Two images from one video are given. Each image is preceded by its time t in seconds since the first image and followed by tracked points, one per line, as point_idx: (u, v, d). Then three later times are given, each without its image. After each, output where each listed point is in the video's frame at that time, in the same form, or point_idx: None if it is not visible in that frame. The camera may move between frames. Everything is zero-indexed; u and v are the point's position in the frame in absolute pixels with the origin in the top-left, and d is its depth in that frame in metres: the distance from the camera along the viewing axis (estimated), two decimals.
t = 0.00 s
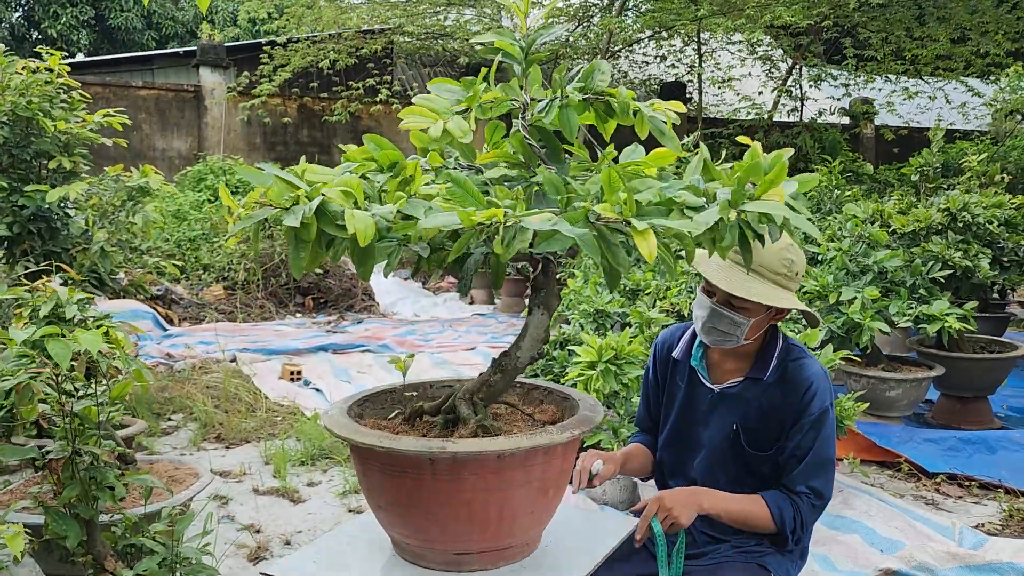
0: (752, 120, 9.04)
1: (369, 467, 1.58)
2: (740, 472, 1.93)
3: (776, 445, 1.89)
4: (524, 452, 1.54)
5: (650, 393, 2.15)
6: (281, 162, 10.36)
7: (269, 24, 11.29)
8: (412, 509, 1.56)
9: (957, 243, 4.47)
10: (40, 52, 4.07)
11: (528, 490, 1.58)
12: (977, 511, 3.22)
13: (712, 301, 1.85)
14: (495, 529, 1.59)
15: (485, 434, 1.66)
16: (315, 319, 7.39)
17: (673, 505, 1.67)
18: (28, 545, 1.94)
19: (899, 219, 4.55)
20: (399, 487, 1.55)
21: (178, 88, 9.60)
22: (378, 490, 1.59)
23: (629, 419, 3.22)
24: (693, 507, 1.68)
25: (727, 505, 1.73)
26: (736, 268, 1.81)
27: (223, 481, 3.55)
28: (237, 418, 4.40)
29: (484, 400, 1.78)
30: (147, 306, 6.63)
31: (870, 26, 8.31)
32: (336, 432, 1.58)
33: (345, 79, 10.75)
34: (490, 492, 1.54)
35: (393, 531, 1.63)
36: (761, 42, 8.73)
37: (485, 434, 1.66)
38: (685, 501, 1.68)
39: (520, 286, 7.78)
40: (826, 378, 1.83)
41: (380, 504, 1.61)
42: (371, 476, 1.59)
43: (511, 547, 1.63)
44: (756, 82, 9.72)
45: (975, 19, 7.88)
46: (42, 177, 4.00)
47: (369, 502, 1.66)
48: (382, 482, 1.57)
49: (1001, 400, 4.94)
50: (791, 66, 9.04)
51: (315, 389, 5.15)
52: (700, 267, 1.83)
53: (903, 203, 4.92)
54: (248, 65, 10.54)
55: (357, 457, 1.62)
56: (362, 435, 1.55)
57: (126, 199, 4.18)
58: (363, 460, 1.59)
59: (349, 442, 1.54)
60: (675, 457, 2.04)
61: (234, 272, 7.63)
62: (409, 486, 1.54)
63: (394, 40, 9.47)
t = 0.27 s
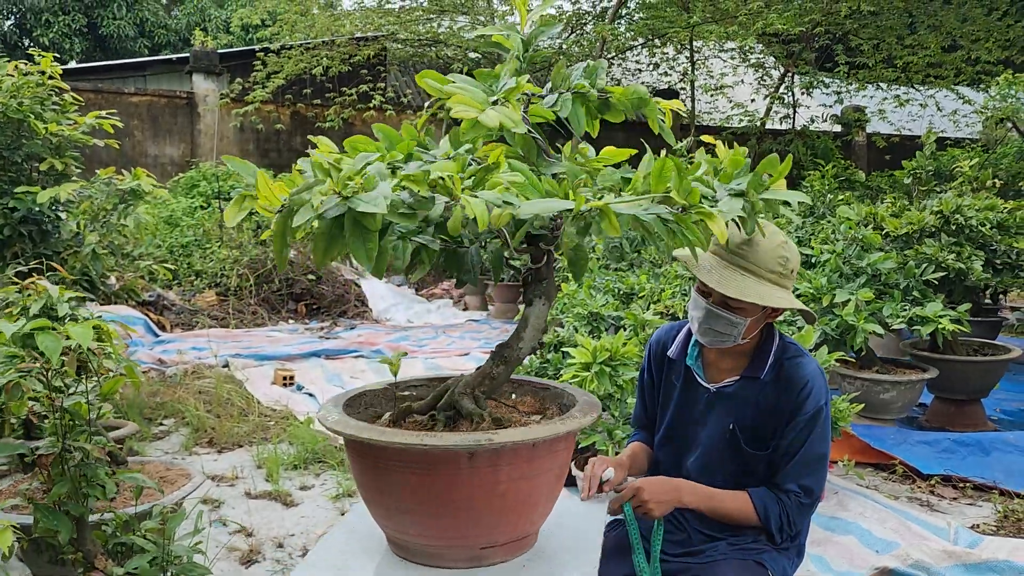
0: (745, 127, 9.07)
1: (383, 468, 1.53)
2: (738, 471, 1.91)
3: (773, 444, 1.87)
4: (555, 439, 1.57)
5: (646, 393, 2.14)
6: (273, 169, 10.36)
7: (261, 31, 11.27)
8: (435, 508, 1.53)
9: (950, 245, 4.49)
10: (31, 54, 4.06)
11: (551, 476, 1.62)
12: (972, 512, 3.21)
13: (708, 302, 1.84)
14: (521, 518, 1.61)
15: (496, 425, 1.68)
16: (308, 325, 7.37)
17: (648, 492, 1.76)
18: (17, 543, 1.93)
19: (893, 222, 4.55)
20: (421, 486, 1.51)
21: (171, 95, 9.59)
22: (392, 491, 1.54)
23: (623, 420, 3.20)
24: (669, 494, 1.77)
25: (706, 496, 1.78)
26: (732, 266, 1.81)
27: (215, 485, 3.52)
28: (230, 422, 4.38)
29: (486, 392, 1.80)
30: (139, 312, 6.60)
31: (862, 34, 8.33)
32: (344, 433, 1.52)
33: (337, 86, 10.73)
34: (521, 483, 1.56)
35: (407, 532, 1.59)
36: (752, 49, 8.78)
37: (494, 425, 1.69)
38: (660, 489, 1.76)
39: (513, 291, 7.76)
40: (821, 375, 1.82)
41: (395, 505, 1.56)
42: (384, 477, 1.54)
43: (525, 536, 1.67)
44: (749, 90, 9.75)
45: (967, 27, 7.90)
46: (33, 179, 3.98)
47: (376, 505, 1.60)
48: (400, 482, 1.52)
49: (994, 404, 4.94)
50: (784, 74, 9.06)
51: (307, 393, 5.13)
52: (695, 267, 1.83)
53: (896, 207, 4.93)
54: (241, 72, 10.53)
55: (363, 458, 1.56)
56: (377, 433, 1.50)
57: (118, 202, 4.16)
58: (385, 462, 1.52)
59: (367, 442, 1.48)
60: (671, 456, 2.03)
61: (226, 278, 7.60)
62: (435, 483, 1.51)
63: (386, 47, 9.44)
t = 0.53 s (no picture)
0: (740, 132, 9.10)
1: (415, 470, 1.50)
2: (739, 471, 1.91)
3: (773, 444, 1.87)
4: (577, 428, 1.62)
5: (644, 392, 2.13)
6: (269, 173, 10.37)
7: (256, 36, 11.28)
8: (471, 504, 1.53)
9: (946, 247, 4.50)
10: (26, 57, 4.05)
11: (568, 465, 1.67)
12: (969, 513, 3.22)
13: (707, 304, 1.83)
14: (543, 510, 1.64)
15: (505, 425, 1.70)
16: (304, 329, 7.35)
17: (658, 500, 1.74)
18: (14, 544, 1.92)
19: (888, 225, 4.58)
20: (457, 483, 1.51)
21: (166, 99, 9.58)
22: (424, 493, 1.52)
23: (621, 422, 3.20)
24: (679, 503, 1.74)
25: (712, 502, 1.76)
26: (730, 269, 1.80)
27: (211, 488, 3.50)
28: (225, 426, 4.37)
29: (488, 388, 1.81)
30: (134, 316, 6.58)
31: (856, 39, 8.37)
32: (371, 437, 1.48)
33: (333, 90, 10.73)
34: (547, 474, 1.60)
35: (434, 535, 1.56)
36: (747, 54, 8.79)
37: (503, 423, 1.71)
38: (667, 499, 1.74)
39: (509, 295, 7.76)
40: (822, 377, 1.82)
41: (425, 508, 1.53)
42: (415, 480, 1.51)
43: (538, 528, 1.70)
44: (744, 95, 9.78)
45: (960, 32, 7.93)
46: (28, 181, 3.97)
47: (398, 510, 1.56)
48: (435, 482, 1.50)
49: (990, 406, 4.95)
50: (778, 79, 9.09)
51: (303, 397, 5.11)
52: (694, 270, 1.83)
53: (891, 210, 4.95)
54: (236, 77, 10.52)
55: (385, 462, 1.52)
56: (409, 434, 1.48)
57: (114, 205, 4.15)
58: (421, 465, 1.49)
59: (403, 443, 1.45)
60: (668, 455, 2.03)
61: (221, 282, 7.59)
62: (472, 479, 1.51)
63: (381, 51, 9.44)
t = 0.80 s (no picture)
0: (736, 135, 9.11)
1: (453, 472, 1.50)
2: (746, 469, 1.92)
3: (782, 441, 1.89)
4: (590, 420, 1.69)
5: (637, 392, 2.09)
6: (266, 176, 10.39)
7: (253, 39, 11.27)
8: (508, 503, 1.55)
9: (944, 250, 4.51)
10: (24, 59, 4.04)
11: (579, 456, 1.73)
12: (969, 515, 3.22)
13: (707, 312, 1.81)
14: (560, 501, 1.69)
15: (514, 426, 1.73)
16: (301, 332, 7.34)
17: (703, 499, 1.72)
18: (14, 546, 1.91)
19: (887, 227, 4.59)
20: (496, 482, 1.52)
21: (162, 102, 9.57)
22: (461, 494, 1.52)
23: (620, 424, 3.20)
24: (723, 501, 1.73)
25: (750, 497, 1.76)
26: (729, 277, 1.78)
27: (210, 490, 3.49)
28: (224, 429, 4.36)
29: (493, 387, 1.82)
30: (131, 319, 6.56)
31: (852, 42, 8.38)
32: (408, 441, 1.46)
33: (330, 93, 10.74)
34: (567, 467, 1.65)
35: (465, 537, 1.56)
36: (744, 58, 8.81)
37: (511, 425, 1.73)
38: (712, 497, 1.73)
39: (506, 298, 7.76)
40: (828, 372, 1.85)
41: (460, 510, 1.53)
42: (453, 482, 1.51)
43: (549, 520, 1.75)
44: (740, 98, 9.79)
45: (955, 36, 7.94)
46: (25, 184, 3.96)
47: (428, 516, 1.54)
48: (475, 483, 1.51)
49: (988, 409, 4.96)
50: (775, 82, 9.11)
51: (301, 400, 5.10)
52: (691, 281, 1.80)
53: (889, 212, 4.96)
54: (233, 80, 10.52)
55: (417, 467, 1.50)
56: (448, 436, 1.48)
57: (112, 207, 4.14)
58: (462, 468, 1.49)
59: (446, 444, 1.45)
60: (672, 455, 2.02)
61: (218, 285, 7.57)
62: (510, 477, 1.53)
63: (378, 54, 9.43)
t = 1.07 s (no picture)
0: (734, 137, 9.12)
1: (489, 473, 1.51)
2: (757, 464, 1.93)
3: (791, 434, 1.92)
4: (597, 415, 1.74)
5: (634, 397, 2.05)
6: (264, 179, 10.41)
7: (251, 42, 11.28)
8: (537, 500, 1.57)
9: (943, 252, 4.53)
10: (24, 62, 4.04)
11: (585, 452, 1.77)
12: (969, 517, 3.23)
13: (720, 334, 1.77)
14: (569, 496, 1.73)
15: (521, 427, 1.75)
16: (300, 334, 7.34)
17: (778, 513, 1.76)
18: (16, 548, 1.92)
19: (886, 229, 4.61)
20: (529, 481, 1.55)
21: (160, 104, 9.56)
22: (493, 494, 1.53)
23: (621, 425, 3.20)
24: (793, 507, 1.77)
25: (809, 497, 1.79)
26: (734, 300, 1.74)
27: (210, 493, 3.49)
28: (223, 431, 4.36)
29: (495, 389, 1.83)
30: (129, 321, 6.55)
31: (850, 45, 8.40)
32: (448, 443, 1.46)
33: (328, 96, 10.76)
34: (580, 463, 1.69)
35: (492, 537, 1.56)
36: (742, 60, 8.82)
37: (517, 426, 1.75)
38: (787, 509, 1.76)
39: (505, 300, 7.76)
40: (829, 360, 1.90)
41: (493, 510, 1.53)
42: (488, 482, 1.51)
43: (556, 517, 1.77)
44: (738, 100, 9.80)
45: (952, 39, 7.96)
46: (25, 186, 3.95)
47: (459, 518, 1.53)
48: (509, 482, 1.53)
49: (987, 411, 4.97)
50: (772, 85, 9.13)
51: (301, 402, 5.10)
52: (698, 313, 1.74)
53: (888, 214, 4.97)
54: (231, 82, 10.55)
55: (450, 469, 1.50)
56: (485, 437, 1.49)
57: (111, 210, 4.13)
58: (496, 467, 1.51)
59: (487, 444, 1.47)
60: (678, 457, 2.01)
61: (217, 288, 7.56)
62: (542, 475, 1.56)
63: (376, 57, 9.43)
